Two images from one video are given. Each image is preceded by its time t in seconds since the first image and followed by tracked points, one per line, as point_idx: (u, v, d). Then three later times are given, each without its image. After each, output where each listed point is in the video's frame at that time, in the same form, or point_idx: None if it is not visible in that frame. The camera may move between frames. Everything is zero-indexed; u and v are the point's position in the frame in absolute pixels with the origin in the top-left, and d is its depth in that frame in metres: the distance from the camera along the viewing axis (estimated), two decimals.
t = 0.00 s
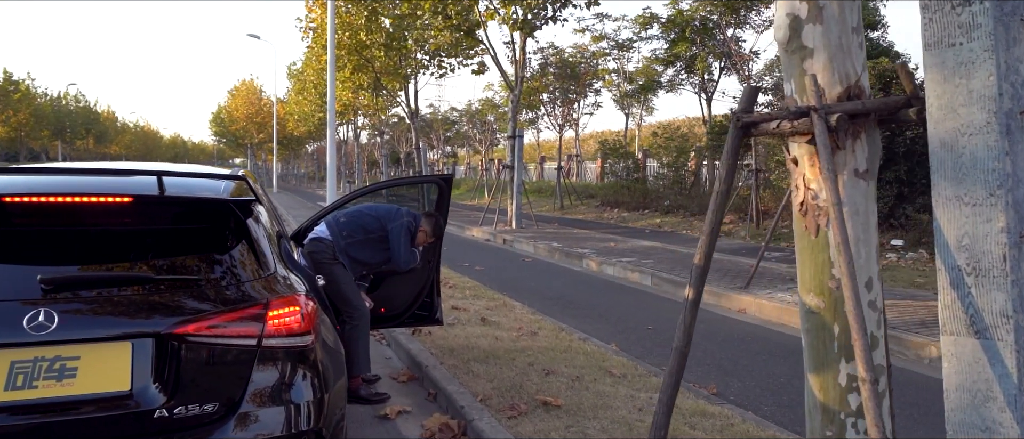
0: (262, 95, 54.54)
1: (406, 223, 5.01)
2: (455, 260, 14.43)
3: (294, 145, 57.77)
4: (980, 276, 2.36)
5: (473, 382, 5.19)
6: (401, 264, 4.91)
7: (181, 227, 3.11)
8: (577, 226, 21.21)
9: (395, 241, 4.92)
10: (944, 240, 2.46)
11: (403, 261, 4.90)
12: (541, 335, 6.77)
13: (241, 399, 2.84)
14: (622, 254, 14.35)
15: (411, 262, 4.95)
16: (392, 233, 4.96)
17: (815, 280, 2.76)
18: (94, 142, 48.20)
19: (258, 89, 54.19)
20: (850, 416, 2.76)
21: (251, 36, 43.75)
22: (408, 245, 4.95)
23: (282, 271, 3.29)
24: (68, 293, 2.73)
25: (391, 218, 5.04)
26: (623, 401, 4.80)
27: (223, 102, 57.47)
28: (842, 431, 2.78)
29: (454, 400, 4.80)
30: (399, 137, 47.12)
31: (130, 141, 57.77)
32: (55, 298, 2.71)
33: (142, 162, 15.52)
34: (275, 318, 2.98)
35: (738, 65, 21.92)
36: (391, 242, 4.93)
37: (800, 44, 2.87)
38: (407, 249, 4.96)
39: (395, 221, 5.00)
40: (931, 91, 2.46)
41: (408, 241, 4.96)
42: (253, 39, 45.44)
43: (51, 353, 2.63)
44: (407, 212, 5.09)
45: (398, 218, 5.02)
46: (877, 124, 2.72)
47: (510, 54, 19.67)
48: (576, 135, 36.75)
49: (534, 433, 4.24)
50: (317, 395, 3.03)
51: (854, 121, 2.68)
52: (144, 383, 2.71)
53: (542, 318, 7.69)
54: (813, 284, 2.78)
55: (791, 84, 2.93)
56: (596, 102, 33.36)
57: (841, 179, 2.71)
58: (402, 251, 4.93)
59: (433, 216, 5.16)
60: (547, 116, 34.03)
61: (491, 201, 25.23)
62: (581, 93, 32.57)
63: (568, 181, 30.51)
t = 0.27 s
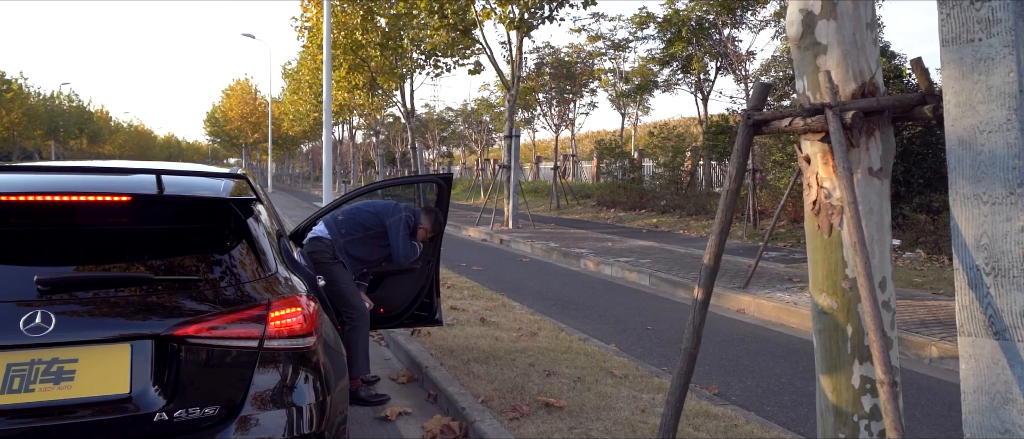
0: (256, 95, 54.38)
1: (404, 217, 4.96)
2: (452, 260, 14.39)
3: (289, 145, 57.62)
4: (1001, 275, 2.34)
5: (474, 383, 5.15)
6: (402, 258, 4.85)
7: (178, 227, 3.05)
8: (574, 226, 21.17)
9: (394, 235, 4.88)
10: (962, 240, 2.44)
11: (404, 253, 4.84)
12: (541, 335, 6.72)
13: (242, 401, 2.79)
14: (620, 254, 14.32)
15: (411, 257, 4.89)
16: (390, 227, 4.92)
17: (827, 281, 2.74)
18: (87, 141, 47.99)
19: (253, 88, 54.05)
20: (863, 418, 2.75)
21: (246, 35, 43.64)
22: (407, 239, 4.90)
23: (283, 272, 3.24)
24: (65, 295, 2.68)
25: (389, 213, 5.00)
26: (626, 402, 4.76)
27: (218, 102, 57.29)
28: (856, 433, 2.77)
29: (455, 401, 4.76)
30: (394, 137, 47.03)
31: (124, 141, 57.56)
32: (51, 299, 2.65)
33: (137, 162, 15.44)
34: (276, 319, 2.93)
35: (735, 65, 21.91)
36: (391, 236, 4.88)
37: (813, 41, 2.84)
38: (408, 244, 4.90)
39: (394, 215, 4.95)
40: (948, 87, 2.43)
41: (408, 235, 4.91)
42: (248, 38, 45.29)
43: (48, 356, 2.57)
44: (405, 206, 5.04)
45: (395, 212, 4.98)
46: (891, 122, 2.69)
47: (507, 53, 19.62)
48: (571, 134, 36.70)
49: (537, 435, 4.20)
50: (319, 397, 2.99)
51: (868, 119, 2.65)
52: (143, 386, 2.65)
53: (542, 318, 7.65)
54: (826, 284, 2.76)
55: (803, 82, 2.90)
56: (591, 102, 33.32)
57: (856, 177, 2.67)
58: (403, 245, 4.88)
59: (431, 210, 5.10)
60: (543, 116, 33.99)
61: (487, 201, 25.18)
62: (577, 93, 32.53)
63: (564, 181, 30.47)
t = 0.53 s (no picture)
0: (252, 95, 54.23)
1: (404, 203, 4.90)
2: (450, 260, 14.34)
3: (285, 144, 57.48)
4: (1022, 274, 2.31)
5: (476, 383, 5.11)
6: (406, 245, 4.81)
7: (178, 227, 3.00)
8: (572, 225, 21.11)
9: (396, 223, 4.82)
10: (981, 239, 2.41)
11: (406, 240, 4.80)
12: (542, 335, 6.68)
13: (244, 404, 2.74)
14: (619, 253, 14.28)
15: (412, 243, 4.86)
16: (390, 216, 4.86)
17: (841, 280, 2.71)
18: (82, 141, 47.78)
19: (249, 88, 53.91)
20: (878, 419, 2.72)
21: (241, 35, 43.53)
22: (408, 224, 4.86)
23: (285, 273, 3.19)
24: (63, 295, 2.62)
25: (387, 201, 4.94)
26: (629, 403, 4.72)
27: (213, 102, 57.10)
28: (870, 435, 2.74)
29: (457, 402, 4.71)
30: (391, 137, 46.93)
31: (119, 141, 57.37)
32: (49, 300, 2.60)
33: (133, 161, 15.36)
34: (279, 319, 2.88)
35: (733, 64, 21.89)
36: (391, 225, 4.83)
37: (827, 35, 2.81)
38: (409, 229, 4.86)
39: (393, 202, 4.89)
40: (968, 83, 2.41)
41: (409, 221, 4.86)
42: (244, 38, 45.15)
43: (46, 357, 2.52)
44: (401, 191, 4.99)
45: (393, 200, 4.92)
46: (906, 118, 2.66)
47: (505, 52, 19.56)
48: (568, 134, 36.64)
49: (540, 436, 4.16)
50: (322, 400, 2.94)
51: (885, 115, 2.61)
52: (143, 389, 2.60)
53: (542, 318, 7.61)
54: (840, 283, 2.73)
55: (818, 77, 2.86)
56: (588, 102, 33.27)
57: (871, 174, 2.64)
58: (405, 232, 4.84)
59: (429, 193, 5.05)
60: (540, 116, 33.94)
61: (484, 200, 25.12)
62: (574, 93, 32.48)
63: (561, 181, 30.42)
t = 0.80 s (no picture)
0: (249, 95, 54.10)
1: (403, 191, 4.84)
2: (449, 260, 14.30)
3: (281, 144, 57.34)
4: None
5: (478, 385, 5.06)
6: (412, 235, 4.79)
7: (176, 226, 2.95)
8: (570, 225, 21.06)
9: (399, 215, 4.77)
10: (1001, 238, 2.38)
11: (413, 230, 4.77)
12: (543, 336, 6.63)
13: (246, 407, 2.69)
14: (618, 253, 14.25)
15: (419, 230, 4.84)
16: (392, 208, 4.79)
17: (856, 280, 2.68)
18: (78, 141, 47.61)
19: (245, 88, 53.80)
20: (893, 422, 2.69)
21: (237, 34, 43.46)
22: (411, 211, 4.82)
23: (287, 273, 3.14)
24: (61, 296, 2.58)
25: (386, 191, 4.85)
26: (633, 404, 4.68)
27: (209, 102, 56.95)
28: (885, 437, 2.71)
29: (459, 404, 4.66)
30: (388, 137, 46.84)
31: (115, 141, 57.20)
32: (45, 301, 2.55)
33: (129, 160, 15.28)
34: (281, 321, 2.83)
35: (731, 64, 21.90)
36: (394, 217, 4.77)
37: (842, 31, 2.77)
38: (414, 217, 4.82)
39: (392, 191, 4.82)
40: (988, 79, 2.39)
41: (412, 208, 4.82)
42: (241, 37, 45.01)
43: (45, 360, 2.46)
44: (397, 177, 4.90)
45: (391, 189, 4.83)
46: (923, 115, 2.63)
47: (503, 52, 19.52)
48: (566, 134, 36.59)
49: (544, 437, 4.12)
50: (325, 402, 2.89)
51: (902, 111, 2.57)
52: (144, 392, 2.55)
53: (542, 319, 7.57)
54: (853, 283, 2.70)
55: (833, 73, 2.82)
56: (586, 101, 33.25)
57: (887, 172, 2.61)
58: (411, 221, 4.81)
59: (423, 169, 4.98)
60: (537, 115, 33.91)
61: (482, 200, 25.06)
62: (571, 92, 32.45)
63: (558, 181, 30.37)
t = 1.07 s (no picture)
0: (246, 94, 53.96)
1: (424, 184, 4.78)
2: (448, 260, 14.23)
3: (278, 144, 57.22)
4: None
5: (481, 388, 5.00)
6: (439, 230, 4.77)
7: (176, 228, 2.89)
8: (569, 225, 21.00)
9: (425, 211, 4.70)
10: None
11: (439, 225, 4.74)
12: (546, 338, 6.57)
13: (250, 415, 2.62)
14: (618, 253, 14.20)
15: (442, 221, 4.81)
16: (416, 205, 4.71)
17: (877, 285, 2.62)
18: (74, 141, 47.45)
19: (242, 87, 53.66)
20: (914, 429, 2.64)
21: (234, 34, 43.30)
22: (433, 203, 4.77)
23: (290, 276, 3.08)
24: (60, 302, 2.51)
25: (404, 186, 4.74)
26: (639, 407, 4.62)
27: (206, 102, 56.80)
28: None
29: (463, 407, 4.60)
30: (385, 136, 46.74)
31: (111, 140, 57.04)
32: (43, 306, 2.49)
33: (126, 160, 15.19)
34: (285, 325, 2.76)
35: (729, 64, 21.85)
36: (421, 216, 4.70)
37: (863, 29, 2.71)
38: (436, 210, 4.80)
39: (414, 187, 4.73)
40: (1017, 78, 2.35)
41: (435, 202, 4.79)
42: (238, 37, 44.87)
43: (43, 367, 2.40)
44: (412, 171, 4.81)
45: (412, 185, 4.73)
46: (946, 115, 2.58)
47: (501, 51, 19.45)
48: (564, 134, 36.53)
49: None
50: (330, 409, 2.82)
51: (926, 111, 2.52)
52: (145, 399, 2.48)
53: (545, 320, 7.51)
54: (874, 288, 2.65)
55: (852, 72, 2.76)
56: (584, 101, 33.18)
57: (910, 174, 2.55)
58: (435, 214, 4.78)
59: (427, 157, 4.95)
60: (535, 115, 33.85)
61: (480, 200, 24.99)
62: (569, 92, 32.39)
63: (557, 181, 30.30)
